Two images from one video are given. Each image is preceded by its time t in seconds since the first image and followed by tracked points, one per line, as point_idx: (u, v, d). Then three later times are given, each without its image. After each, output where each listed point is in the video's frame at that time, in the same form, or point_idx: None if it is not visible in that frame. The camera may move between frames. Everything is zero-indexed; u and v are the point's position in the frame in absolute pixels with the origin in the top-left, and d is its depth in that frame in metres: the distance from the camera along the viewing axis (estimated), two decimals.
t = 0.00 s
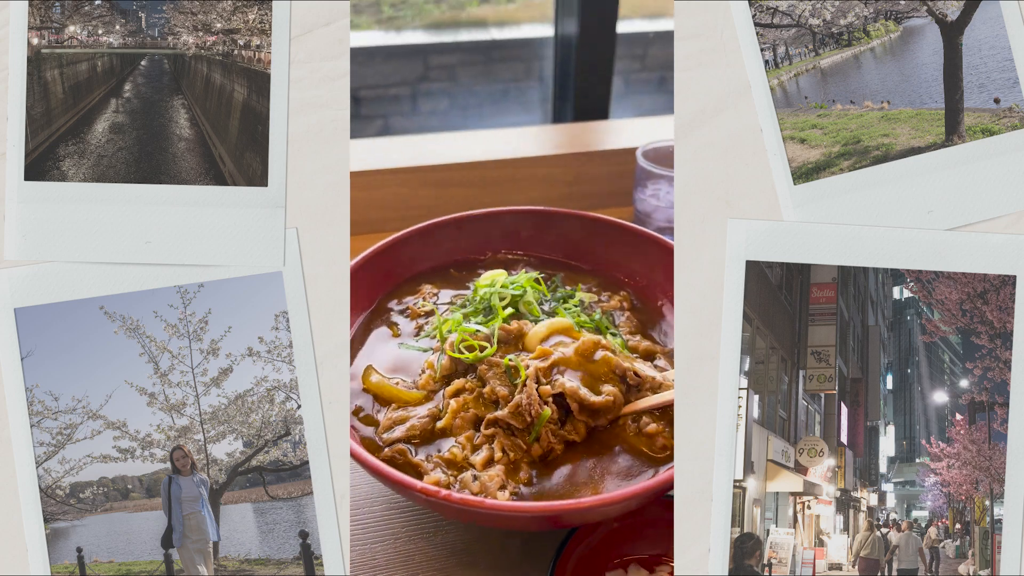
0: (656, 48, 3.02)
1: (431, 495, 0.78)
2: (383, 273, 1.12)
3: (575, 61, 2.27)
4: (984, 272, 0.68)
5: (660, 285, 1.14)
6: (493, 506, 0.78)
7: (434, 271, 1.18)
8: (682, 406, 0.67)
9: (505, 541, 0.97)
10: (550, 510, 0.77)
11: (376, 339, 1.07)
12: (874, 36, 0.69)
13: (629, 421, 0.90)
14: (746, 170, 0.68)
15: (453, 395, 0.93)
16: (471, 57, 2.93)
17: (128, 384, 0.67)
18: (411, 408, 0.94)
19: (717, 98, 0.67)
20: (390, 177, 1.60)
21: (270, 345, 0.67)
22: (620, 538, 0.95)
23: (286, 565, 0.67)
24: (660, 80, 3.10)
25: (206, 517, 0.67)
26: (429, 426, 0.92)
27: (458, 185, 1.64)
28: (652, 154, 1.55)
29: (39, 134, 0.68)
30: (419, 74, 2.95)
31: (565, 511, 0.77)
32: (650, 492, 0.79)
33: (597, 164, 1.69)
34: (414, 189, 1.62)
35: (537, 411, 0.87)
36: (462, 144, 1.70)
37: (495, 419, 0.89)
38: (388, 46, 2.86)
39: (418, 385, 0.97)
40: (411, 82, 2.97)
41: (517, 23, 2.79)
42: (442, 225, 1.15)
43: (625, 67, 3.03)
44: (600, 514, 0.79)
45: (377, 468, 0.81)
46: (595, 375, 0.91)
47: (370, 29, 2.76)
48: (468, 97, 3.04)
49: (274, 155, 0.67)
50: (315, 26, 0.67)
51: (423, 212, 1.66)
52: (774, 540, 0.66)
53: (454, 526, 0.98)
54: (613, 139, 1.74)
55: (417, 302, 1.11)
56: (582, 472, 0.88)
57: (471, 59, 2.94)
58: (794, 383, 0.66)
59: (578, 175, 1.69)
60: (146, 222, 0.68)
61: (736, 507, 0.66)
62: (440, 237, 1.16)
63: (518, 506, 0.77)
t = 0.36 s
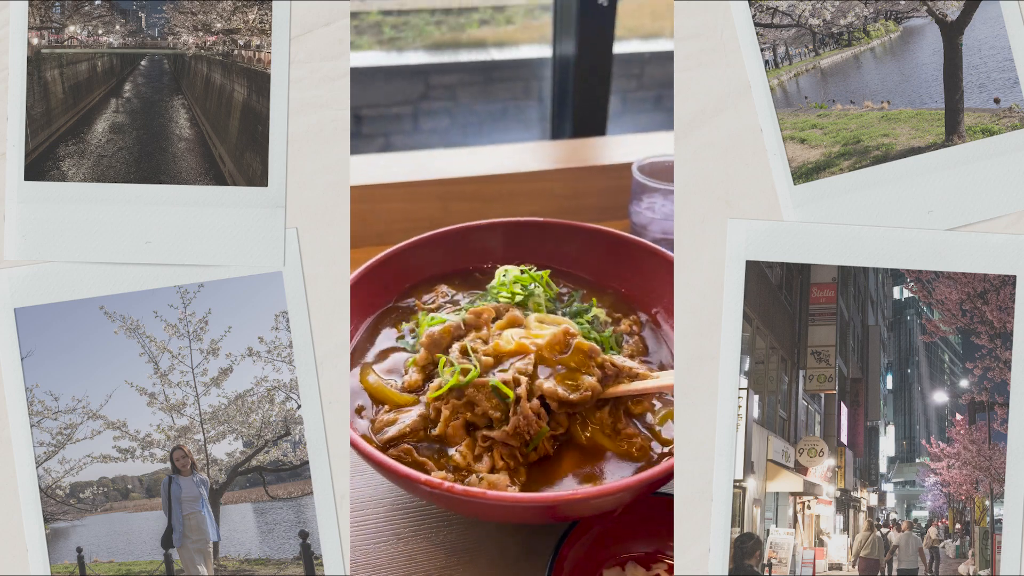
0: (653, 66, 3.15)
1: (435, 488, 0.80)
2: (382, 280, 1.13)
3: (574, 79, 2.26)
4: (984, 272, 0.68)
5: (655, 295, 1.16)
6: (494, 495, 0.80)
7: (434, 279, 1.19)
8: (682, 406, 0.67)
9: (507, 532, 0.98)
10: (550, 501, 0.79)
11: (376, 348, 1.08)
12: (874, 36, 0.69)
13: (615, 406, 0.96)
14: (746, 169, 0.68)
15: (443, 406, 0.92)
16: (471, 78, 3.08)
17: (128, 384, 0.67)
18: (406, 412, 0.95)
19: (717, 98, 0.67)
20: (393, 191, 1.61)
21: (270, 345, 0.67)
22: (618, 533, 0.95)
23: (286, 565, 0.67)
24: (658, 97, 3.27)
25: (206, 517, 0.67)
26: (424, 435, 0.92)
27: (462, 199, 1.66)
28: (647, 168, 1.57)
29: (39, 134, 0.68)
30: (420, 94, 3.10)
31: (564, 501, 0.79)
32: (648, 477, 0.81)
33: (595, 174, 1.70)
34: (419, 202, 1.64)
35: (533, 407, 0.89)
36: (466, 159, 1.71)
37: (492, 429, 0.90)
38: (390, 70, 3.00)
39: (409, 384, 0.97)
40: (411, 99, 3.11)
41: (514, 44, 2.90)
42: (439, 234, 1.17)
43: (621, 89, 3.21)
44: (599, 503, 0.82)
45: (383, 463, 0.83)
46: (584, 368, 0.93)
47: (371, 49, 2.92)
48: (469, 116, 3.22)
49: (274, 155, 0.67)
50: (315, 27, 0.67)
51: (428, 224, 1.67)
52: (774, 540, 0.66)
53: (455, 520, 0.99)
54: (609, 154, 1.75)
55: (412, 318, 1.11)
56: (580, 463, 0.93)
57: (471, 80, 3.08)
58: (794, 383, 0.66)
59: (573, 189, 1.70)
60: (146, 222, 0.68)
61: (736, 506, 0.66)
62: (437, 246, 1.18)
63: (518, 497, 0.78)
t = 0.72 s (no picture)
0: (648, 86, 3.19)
1: (424, 475, 0.81)
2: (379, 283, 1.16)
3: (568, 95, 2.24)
4: (984, 272, 0.68)
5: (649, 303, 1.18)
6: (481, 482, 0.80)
7: (428, 284, 1.22)
8: (682, 406, 0.68)
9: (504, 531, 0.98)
10: (537, 487, 0.79)
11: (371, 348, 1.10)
12: (874, 36, 0.69)
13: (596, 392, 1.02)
14: (746, 170, 0.67)
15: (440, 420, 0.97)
16: (467, 95, 3.10)
17: (128, 384, 0.67)
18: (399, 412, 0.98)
19: (717, 98, 0.67)
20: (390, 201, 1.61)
21: (270, 345, 0.67)
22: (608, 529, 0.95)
23: (286, 565, 0.67)
24: (653, 116, 3.28)
25: (206, 517, 0.67)
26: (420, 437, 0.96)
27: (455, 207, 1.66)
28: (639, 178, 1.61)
29: (39, 134, 0.68)
30: (419, 111, 3.10)
31: (550, 488, 0.80)
32: (635, 463, 0.82)
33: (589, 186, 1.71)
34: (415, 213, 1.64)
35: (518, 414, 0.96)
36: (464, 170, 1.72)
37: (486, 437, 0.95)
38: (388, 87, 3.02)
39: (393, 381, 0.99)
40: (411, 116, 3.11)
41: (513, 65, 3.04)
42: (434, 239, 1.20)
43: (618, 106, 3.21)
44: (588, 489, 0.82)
45: (370, 450, 0.84)
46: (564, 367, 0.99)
47: (370, 69, 2.93)
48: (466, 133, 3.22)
49: (274, 155, 0.66)
50: (315, 26, 0.66)
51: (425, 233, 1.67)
52: (774, 540, 0.66)
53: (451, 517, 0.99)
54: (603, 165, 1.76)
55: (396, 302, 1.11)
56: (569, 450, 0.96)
57: (471, 98, 3.10)
58: (794, 383, 0.66)
59: (568, 199, 1.71)
60: (146, 222, 0.68)
61: (736, 507, 0.67)
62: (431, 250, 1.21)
63: (505, 483, 0.79)
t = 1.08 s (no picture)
0: (645, 102, 3.28)
1: (438, 480, 0.81)
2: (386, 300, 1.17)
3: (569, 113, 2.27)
4: (984, 272, 0.68)
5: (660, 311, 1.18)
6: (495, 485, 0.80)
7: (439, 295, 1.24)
8: (682, 406, 0.68)
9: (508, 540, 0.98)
10: (548, 491, 0.79)
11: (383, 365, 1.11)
12: (874, 36, 0.69)
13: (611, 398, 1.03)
14: (746, 170, 0.67)
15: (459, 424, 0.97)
16: (468, 112, 3.14)
17: (128, 384, 0.68)
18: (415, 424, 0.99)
19: (717, 98, 0.67)
20: (394, 214, 1.62)
21: (270, 345, 0.67)
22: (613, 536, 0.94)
23: (286, 565, 0.67)
24: (649, 132, 3.37)
25: (206, 517, 0.67)
26: (436, 445, 0.97)
27: (460, 220, 1.66)
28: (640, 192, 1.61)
29: (39, 134, 0.68)
30: (420, 127, 3.14)
31: (561, 492, 0.79)
32: (645, 468, 0.82)
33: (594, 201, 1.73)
34: (418, 226, 1.64)
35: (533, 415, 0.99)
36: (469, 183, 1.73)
37: (504, 440, 0.95)
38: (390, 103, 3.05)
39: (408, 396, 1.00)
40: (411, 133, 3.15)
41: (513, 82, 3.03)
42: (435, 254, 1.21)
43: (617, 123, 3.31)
44: (600, 493, 0.82)
45: (383, 455, 0.84)
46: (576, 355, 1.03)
47: (373, 86, 2.99)
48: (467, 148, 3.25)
49: (274, 155, 0.66)
50: (315, 27, 0.66)
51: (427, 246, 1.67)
52: (774, 540, 0.66)
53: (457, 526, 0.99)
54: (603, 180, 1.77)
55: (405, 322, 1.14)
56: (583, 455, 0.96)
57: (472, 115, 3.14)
58: (794, 383, 0.66)
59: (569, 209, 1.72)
60: (146, 222, 0.68)
61: (736, 506, 0.67)
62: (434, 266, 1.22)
63: (518, 487, 0.79)
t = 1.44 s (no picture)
0: (644, 117, 3.18)
1: (443, 492, 0.81)
2: (387, 317, 1.17)
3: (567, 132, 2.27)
4: (984, 272, 0.68)
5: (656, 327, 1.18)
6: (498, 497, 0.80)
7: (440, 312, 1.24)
8: (682, 406, 0.67)
9: (510, 548, 0.98)
10: (551, 503, 0.79)
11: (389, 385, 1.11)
12: (874, 36, 0.69)
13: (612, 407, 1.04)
14: (746, 169, 0.67)
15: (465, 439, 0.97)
16: (467, 128, 3.12)
17: (128, 383, 0.68)
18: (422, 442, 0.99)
19: (717, 98, 0.66)
20: (397, 231, 1.62)
21: (270, 345, 0.67)
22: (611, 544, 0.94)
23: (286, 565, 0.68)
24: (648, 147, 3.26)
25: (206, 517, 0.67)
26: (443, 459, 0.97)
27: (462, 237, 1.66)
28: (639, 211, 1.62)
29: (39, 134, 0.68)
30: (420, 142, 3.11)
31: (562, 504, 0.79)
32: (642, 481, 0.82)
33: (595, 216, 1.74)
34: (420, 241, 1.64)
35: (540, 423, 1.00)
36: (471, 200, 1.73)
37: (509, 451, 0.96)
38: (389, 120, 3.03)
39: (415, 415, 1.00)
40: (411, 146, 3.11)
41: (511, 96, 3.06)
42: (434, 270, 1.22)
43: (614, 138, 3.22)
44: (601, 504, 0.82)
45: (388, 468, 0.84)
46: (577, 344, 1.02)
47: (373, 101, 2.96)
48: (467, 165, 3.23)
49: (274, 155, 0.66)
50: (315, 27, 0.66)
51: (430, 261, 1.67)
52: (774, 540, 0.67)
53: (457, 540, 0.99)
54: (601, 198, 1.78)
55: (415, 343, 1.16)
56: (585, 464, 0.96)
57: (471, 129, 3.12)
58: (794, 383, 0.66)
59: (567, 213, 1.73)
60: (146, 222, 0.68)
61: (736, 507, 0.67)
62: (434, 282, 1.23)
63: (519, 498, 0.79)
